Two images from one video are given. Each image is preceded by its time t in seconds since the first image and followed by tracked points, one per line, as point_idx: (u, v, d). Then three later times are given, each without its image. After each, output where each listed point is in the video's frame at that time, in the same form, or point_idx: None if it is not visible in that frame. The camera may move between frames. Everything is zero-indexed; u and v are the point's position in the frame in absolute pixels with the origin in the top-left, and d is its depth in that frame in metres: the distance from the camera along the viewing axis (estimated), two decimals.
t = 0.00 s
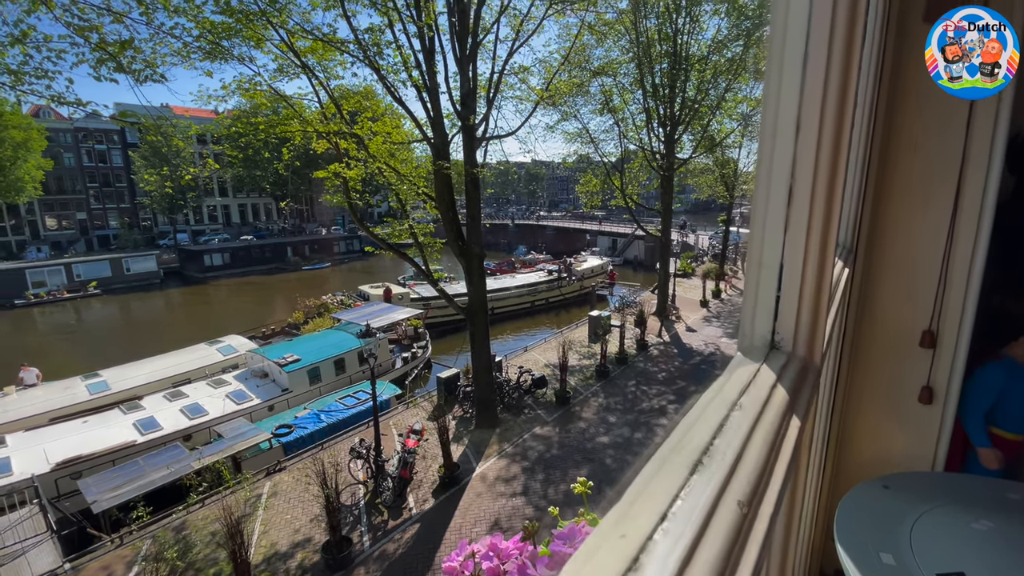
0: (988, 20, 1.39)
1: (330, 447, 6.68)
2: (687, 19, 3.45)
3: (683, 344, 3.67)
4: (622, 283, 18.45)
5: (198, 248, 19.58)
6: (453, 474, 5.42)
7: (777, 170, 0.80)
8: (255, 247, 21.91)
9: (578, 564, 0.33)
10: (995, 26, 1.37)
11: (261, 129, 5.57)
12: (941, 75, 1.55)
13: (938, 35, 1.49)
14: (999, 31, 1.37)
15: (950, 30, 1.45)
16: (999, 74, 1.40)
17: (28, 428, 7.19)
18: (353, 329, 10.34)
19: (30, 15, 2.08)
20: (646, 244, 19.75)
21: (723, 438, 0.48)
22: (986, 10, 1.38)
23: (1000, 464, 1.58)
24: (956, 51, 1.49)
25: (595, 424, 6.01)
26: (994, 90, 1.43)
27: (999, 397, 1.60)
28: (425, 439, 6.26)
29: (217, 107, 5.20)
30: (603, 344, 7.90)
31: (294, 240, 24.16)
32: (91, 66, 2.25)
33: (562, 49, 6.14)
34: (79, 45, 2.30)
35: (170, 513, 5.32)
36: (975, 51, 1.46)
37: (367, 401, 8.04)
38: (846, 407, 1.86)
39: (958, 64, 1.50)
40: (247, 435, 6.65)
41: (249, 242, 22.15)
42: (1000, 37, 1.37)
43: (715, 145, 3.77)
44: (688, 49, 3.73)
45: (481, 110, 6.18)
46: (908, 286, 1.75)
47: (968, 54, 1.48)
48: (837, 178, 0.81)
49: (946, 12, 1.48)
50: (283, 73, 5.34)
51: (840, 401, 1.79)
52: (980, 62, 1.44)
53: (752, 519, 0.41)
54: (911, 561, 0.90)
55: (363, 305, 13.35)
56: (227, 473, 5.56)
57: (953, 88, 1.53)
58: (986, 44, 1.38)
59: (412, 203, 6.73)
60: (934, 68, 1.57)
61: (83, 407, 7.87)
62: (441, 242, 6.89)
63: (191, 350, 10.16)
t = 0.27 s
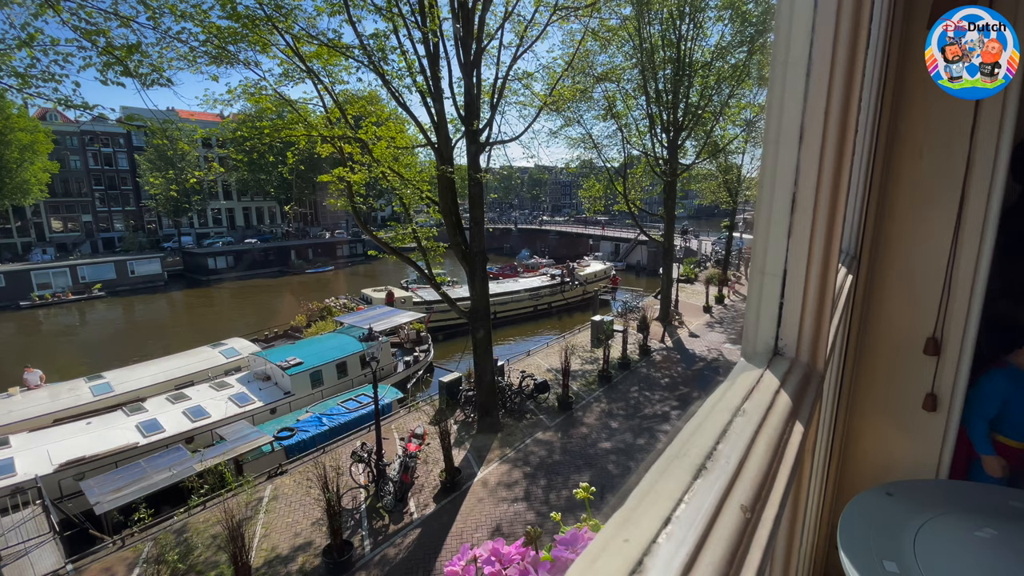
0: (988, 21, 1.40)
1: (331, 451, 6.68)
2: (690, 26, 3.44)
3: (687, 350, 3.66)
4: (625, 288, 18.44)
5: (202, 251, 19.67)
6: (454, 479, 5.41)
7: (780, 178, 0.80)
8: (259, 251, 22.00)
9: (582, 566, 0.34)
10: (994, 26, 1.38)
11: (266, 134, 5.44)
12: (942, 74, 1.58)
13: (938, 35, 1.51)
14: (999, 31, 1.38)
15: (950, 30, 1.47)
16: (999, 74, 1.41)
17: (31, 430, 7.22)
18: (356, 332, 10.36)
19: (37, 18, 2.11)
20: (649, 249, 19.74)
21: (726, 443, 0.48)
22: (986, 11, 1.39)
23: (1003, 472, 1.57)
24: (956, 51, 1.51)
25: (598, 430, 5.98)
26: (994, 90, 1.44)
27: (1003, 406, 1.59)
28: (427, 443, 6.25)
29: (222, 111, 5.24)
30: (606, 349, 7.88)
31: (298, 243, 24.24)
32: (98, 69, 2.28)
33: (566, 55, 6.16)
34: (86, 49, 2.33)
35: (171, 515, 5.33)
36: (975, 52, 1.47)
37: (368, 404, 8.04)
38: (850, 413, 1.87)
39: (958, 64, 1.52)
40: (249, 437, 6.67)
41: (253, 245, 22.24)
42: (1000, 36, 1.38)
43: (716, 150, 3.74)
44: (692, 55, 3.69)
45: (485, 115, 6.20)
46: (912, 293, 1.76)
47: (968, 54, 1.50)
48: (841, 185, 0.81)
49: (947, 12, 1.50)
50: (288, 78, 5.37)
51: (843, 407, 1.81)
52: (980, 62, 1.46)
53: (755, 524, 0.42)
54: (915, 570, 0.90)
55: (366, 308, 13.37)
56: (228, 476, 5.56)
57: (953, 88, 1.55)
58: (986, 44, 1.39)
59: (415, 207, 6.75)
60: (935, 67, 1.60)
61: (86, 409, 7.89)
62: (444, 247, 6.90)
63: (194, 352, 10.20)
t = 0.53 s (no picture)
0: (988, 20, 1.42)
1: (333, 454, 6.68)
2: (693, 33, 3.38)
3: (689, 355, 3.65)
4: (628, 292, 18.42)
5: (206, 254, 19.76)
6: (455, 483, 5.41)
7: (777, 188, 0.80)
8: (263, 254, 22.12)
9: (575, 570, 0.34)
10: (994, 26, 1.40)
11: (271, 137, 5.67)
12: (941, 75, 1.60)
13: (938, 35, 1.53)
14: (999, 30, 1.40)
15: (950, 30, 1.49)
16: (999, 74, 1.43)
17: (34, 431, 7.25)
18: (358, 335, 10.37)
19: (45, 23, 2.14)
20: (651, 254, 19.73)
21: (721, 450, 0.48)
22: (985, 11, 1.41)
23: (1005, 479, 1.55)
24: (956, 51, 1.53)
25: (600, 435, 5.97)
26: (994, 90, 1.46)
27: (1005, 412, 1.59)
28: (428, 447, 6.24)
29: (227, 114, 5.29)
30: (608, 353, 7.87)
31: (301, 246, 24.32)
32: (106, 74, 2.33)
33: (569, 60, 6.18)
34: (93, 53, 2.35)
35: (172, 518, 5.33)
36: (974, 51, 1.50)
37: (370, 408, 8.04)
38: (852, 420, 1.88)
39: (958, 64, 1.53)
40: (251, 440, 6.67)
41: (257, 248, 22.34)
42: (1000, 36, 1.40)
43: (718, 155, 3.78)
44: (694, 60, 3.68)
45: (488, 119, 6.22)
46: (913, 300, 1.78)
47: (968, 54, 1.52)
48: (837, 193, 0.81)
49: (945, 13, 1.52)
50: (292, 82, 5.41)
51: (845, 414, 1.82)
52: (980, 61, 1.47)
53: (749, 530, 0.42)
54: None
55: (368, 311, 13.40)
56: (229, 478, 5.56)
57: (953, 89, 1.56)
58: (986, 44, 1.41)
59: (418, 211, 6.78)
60: (934, 68, 1.61)
61: (89, 411, 7.91)
62: (447, 250, 6.91)
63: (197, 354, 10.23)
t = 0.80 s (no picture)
0: (988, 20, 1.44)
1: (334, 457, 6.68)
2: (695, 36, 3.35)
3: (692, 359, 3.65)
4: (630, 295, 18.40)
5: (209, 256, 19.84)
6: (457, 486, 5.40)
7: (778, 193, 0.79)
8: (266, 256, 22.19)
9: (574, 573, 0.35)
10: (995, 26, 1.41)
11: (274, 140, 5.58)
12: (942, 75, 1.60)
13: (938, 36, 1.55)
14: (999, 30, 1.41)
15: (951, 30, 1.50)
16: (999, 74, 1.44)
17: (37, 432, 7.27)
18: (360, 338, 10.38)
19: (51, 26, 2.16)
20: (654, 257, 19.70)
21: (720, 456, 0.48)
22: (986, 10, 1.43)
23: (1009, 485, 1.54)
24: (957, 51, 1.54)
25: (602, 439, 5.95)
26: (994, 90, 1.47)
27: (1009, 419, 1.57)
28: (429, 450, 6.24)
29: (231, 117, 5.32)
30: (610, 356, 7.85)
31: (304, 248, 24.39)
32: (111, 77, 2.36)
33: (572, 64, 6.19)
34: (99, 56, 2.37)
35: (174, 520, 5.34)
36: (974, 51, 1.51)
37: (372, 410, 8.04)
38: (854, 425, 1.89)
39: (958, 64, 1.54)
40: (253, 441, 6.67)
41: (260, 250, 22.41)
42: (1000, 36, 1.41)
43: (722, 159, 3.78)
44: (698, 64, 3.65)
45: (491, 123, 6.24)
46: (915, 305, 1.78)
47: (969, 54, 1.53)
48: (837, 198, 0.81)
49: (946, 13, 1.54)
50: (296, 86, 5.44)
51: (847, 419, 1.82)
52: (980, 62, 1.48)
53: (747, 534, 0.42)
54: None
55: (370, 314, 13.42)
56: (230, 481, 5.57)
57: (953, 88, 1.57)
58: (986, 44, 1.43)
59: (421, 214, 6.80)
60: (934, 68, 1.62)
61: (92, 412, 7.94)
62: (449, 253, 6.92)
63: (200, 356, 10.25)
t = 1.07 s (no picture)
0: (988, 21, 1.46)
1: (336, 458, 6.69)
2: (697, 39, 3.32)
3: (694, 362, 3.64)
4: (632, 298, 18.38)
5: (212, 257, 19.91)
6: (459, 488, 5.39)
7: (784, 194, 0.80)
8: (269, 257, 22.25)
9: (585, 569, 0.35)
10: (994, 26, 1.44)
11: (277, 141, 5.66)
12: (941, 74, 1.61)
13: (938, 35, 1.55)
14: (999, 31, 1.44)
15: (951, 30, 1.51)
16: (999, 74, 1.47)
17: (40, 433, 7.29)
18: (363, 339, 10.40)
19: (56, 28, 2.18)
20: (656, 259, 19.68)
21: (729, 454, 0.48)
22: (986, 10, 1.44)
23: (1014, 487, 1.57)
24: (956, 51, 1.55)
25: (604, 441, 5.94)
26: (994, 90, 1.49)
27: (1014, 420, 1.61)
28: (431, 452, 6.24)
29: (235, 119, 5.35)
30: (612, 358, 7.84)
31: (307, 250, 24.44)
32: (116, 79, 2.38)
33: (574, 67, 6.21)
34: (103, 59, 2.40)
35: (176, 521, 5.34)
36: (974, 51, 1.52)
37: (374, 412, 8.04)
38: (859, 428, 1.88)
39: (958, 64, 1.55)
40: (255, 443, 6.68)
41: (263, 252, 22.47)
42: (1000, 36, 1.43)
43: (723, 161, 3.78)
44: (698, 67, 3.56)
45: (493, 125, 6.26)
46: (921, 308, 1.78)
47: (969, 53, 1.54)
48: (844, 197, 0.81)
49: (947, 12, 1.55)
50: (300, 88, 5.47)
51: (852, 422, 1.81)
52: (980, 62, 1.51)
53: (757, 532, 0.42)
54: None
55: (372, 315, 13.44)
56: (232, 482, 5.57)
57: (954, 88, 1.58)
58: (987, 44, 1.45)
59: (423, 216, 6.81)
60: (935, 67, 1.63)
61: (95, 413, 7.96)
62: (451, 255, 6.93)
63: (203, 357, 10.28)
